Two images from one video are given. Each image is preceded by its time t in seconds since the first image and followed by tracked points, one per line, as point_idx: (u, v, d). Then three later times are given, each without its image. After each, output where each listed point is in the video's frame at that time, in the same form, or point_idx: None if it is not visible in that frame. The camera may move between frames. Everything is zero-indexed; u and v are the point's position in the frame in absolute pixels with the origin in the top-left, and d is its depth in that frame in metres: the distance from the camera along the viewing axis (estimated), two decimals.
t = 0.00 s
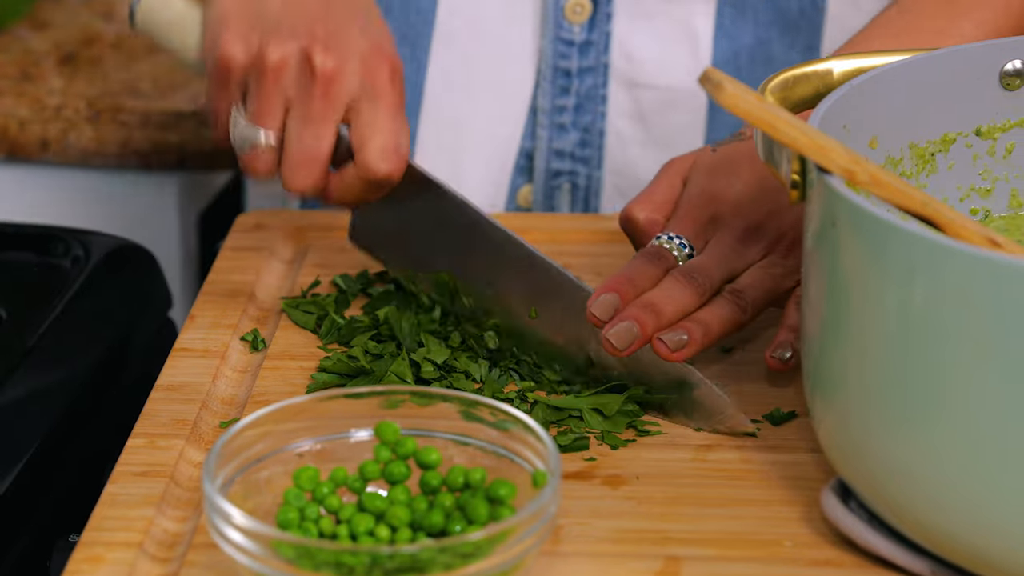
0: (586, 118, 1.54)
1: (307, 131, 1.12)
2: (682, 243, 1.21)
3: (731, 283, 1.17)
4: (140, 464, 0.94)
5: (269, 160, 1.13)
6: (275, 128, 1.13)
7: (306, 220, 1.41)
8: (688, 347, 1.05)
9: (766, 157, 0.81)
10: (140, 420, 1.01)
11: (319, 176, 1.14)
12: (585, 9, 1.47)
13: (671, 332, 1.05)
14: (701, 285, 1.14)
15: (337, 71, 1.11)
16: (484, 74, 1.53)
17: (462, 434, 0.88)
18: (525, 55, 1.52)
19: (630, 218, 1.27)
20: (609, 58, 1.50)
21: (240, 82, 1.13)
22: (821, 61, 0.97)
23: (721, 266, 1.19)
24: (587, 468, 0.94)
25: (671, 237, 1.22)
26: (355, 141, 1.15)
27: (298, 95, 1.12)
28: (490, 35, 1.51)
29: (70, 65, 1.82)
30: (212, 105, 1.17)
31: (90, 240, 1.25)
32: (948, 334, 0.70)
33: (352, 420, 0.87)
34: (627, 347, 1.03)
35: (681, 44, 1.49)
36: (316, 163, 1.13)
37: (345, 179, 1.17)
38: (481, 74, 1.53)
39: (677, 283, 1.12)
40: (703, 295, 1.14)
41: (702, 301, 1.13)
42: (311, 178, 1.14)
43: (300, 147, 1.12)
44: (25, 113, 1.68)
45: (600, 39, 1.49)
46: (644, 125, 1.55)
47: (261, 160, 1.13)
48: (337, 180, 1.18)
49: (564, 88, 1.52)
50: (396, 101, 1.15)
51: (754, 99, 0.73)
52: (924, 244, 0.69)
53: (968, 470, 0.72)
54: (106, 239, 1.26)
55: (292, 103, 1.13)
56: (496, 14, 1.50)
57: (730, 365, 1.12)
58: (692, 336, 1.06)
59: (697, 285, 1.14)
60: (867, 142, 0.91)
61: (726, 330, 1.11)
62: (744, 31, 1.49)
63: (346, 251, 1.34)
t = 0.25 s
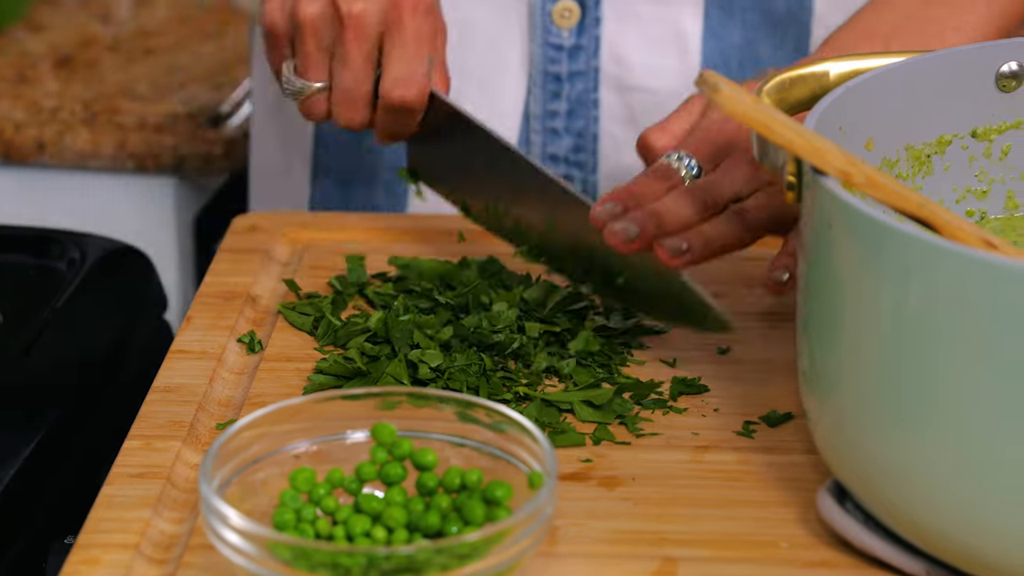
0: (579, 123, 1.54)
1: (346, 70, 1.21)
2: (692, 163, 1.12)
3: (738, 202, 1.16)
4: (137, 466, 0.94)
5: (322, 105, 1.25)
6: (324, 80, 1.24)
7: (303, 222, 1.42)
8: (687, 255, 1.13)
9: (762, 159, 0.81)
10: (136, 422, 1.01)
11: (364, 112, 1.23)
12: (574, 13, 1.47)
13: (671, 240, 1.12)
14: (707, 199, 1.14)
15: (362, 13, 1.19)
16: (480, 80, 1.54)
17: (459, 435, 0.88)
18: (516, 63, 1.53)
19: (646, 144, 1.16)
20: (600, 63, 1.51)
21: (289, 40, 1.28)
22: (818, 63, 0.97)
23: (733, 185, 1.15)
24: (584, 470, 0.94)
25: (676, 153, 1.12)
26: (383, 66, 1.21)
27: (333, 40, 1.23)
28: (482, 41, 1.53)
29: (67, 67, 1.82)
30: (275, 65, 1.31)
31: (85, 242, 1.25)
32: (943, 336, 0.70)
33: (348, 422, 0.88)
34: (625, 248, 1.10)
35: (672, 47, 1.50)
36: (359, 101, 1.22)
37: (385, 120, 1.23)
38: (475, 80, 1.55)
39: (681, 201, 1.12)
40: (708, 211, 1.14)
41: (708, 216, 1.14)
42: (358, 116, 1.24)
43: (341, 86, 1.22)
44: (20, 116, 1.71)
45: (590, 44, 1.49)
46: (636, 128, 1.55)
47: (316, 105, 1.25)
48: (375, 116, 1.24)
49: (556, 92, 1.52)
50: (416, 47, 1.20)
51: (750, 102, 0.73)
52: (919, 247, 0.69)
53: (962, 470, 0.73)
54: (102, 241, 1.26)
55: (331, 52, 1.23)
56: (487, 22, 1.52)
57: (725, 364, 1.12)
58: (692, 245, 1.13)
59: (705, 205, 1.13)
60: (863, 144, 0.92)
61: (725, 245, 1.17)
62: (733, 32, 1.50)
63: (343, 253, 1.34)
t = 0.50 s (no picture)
0: (590, 134, 1.54)
1: (322, 149, 1.23)
2: (708, 203, 1.25)
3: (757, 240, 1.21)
4: (139, 467, 0.94)
5: (292, 191, 1.25)
6: (294, 164, 1.24)
7: (306, 224, 1.42)
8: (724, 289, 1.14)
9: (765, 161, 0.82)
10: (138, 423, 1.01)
11: (340, 191, 1.23)
12: (582, 25, 1.47)
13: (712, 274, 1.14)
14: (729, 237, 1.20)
15: (338, 94, 1.23)
16: (491, 92, 1.53)
17: (461, 436, 0.88)
18: (525, 75, 1.52)
19: (655, 171, 1.29)
20: (609, 73, 1.51)
21: (254, 126, 1.27)
22: (820, 65, 0.97)
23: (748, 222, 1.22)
24: (587, 471, 0.94)
25: (693, 195, 1.26)
26: (369, 151, 1.24)
27: (307, 120, 1.25)
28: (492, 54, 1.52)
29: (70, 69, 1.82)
30: (234, 158, 1.29)
31: (88, 244, 1.25)
32: (946, 337, 0.70)
33: (351, 423, 0.88)
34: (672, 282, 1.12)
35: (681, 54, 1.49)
36: (338, 180, 1.23)
37: (373, 199, 1.24)
38: (486, 93, 1.53)
39: (709, 235, 1.19)
40: (732, 245, 1.20)
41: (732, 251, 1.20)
42: (339, 194, 1.23)
43: (318, 166, 1.23)
44: (23, 118, 1.72)
45: (599, 54, 1.49)
46: (648, 136, 1.54)
47: (287, 190, 1.25)
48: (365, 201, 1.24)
49: (566, 104, 1.51)
50: (398, 110, 1.24)
51: (753, 103, 0.74)
52: (921, 248, 0.69)
53: (963, 471, 0.73)
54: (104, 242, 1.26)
55: (305, 132, 1.25)
56: (497, 36, 1.51)
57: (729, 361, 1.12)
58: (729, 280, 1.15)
59: (727, 236, 1.20)
60: (866, 146, 0.92)
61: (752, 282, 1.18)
62: (739, 39, 1.50)
63: (345, 255, 1.34)
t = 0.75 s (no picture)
0: (570, 143, 1.53)
1: (276, 212, 1.20)
2: (684, 204, 1.26)
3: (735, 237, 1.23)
4: (137, 469, 0.94)
5: (249, 259, 1.24)
6: (248, 235, 1.23)
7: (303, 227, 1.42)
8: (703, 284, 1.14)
9: (762, 163, 0.82)
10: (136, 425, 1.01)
11: (297, 250, 1.20)
12: (564, 35, 1.48)
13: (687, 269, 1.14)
14: (705, 230, 1.22)
15: (294, 157, 1.21)
16: (471, 99, 1.52)
17: (458, 438, 0.88)
18: (506, 87, 1.52)
19: (630, 182, 1.30)
20: (591, 83, 1.51)
21: (208, 200, 1.25)
22: (817, 67, 0.97)
23: (725, 222, 1.24)
24: (584, 473, 0.94)
25: (668, 198, 1.26)
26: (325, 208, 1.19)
27: (261, 186, 1.23)
28: (472, 62, 1.51)
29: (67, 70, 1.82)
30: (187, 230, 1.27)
31: (87, 245, 1.25)
32: (942, 338, 0.70)
33: (349, 425, 0.88)
34: (646, 287, 1.11)
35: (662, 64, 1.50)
36: (294, 241, 1.20)
37: (321, 242, 1.22)
38: (466, 99, 1.52)
39: (685, 233, 1.20)
40: (712, 241, 1.22)
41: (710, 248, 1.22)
42: (290, 254, 1.20)
43: (272, 227, 1.20)
44: (22, 120, 1.70)
45: (581, 64, 1.49)
46: (627, 144, 1.54)
47: (242, 260, 1.24)
48: (312, 252, 1.23)
49: (547, 113, 1.51)
50: (350, 161, 1.23)
51: (749, 105, 0.74)
52: (918, 249, 0.69)
53: (961, 471, 0.73)
54: (102, 243, 1.27)
55: (257, 197, 1.23)
56: (476, 44, 1.51)
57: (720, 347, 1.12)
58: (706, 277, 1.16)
59: (709, 236, 1.22)
60: (863, 147, 0.92)
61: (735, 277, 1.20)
62: (721, 49, 1.50)
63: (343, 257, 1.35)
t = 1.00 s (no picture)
0: (558, 156, 1.53)
1: (256, 228, 1.09)
2: (666, 213, 1.28)
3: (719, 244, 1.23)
4: (135, 470, 0.94)
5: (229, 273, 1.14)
6: (225, 250, 1.12)
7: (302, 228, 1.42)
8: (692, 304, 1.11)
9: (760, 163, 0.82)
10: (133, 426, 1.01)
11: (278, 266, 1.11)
12: (551, 47, 1.47)
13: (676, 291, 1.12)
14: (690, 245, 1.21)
15: (265, 170, 1.08)
16: (458, 113, 1.52)
17: (455, 439, 0.88)
18: (494, 100, 1.51)
19: (606, 177, 1.30)
20: (579, 95, 1.50)
21: (182, 216, 1.11)
22: (814, 68, 0.97)
23: (708, 228, 1.24)
24: (582, 473, 0.94)
25: (651, 207, 1.28)
26: (304, 221, 1.11)
27: (237, 203, 1.10)
28: (457, 75, 1.51)
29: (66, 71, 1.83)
30: (131, 154, 1.12)
31: (86, 247, 1.26)
32: (939, 339, 0.70)
33: (346, 425, 0.88)
34: (640, 309, 1.08)
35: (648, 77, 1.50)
36: (272, 256, 1.11)
37: (304, 257, 1.13)
38: (453, 113, 1.52)
39: (671, 250, 1.20)
40: (693, 256, 1.20)
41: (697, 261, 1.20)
42: (273, 270, 1.12)
43: (250, 244, 1.10)
44: (20, 122, 1.74)
45: (568, 76, 1.49)
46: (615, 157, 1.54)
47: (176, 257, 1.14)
48: (297, 262, 1.14)
49: (535, 126, 1.51)
50: (327, 177, 1.11)
51: (748, 106, 0.73)
52: (915, 251, 0.69)
53: (956, 472, 0.73)
54: (101, 244, 1.27)
55: (235, 215, 1.11)
56: (464, 55, 1.50)
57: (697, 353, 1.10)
58: (696, 294, 1.13)
59: (687, 248, 1.21)
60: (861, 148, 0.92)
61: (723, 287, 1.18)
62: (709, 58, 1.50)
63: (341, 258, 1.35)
